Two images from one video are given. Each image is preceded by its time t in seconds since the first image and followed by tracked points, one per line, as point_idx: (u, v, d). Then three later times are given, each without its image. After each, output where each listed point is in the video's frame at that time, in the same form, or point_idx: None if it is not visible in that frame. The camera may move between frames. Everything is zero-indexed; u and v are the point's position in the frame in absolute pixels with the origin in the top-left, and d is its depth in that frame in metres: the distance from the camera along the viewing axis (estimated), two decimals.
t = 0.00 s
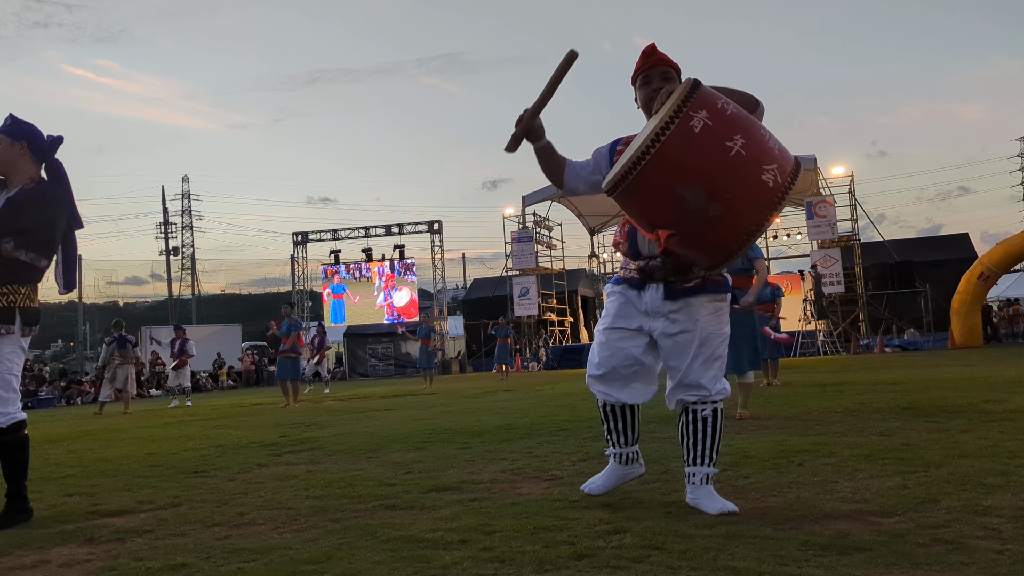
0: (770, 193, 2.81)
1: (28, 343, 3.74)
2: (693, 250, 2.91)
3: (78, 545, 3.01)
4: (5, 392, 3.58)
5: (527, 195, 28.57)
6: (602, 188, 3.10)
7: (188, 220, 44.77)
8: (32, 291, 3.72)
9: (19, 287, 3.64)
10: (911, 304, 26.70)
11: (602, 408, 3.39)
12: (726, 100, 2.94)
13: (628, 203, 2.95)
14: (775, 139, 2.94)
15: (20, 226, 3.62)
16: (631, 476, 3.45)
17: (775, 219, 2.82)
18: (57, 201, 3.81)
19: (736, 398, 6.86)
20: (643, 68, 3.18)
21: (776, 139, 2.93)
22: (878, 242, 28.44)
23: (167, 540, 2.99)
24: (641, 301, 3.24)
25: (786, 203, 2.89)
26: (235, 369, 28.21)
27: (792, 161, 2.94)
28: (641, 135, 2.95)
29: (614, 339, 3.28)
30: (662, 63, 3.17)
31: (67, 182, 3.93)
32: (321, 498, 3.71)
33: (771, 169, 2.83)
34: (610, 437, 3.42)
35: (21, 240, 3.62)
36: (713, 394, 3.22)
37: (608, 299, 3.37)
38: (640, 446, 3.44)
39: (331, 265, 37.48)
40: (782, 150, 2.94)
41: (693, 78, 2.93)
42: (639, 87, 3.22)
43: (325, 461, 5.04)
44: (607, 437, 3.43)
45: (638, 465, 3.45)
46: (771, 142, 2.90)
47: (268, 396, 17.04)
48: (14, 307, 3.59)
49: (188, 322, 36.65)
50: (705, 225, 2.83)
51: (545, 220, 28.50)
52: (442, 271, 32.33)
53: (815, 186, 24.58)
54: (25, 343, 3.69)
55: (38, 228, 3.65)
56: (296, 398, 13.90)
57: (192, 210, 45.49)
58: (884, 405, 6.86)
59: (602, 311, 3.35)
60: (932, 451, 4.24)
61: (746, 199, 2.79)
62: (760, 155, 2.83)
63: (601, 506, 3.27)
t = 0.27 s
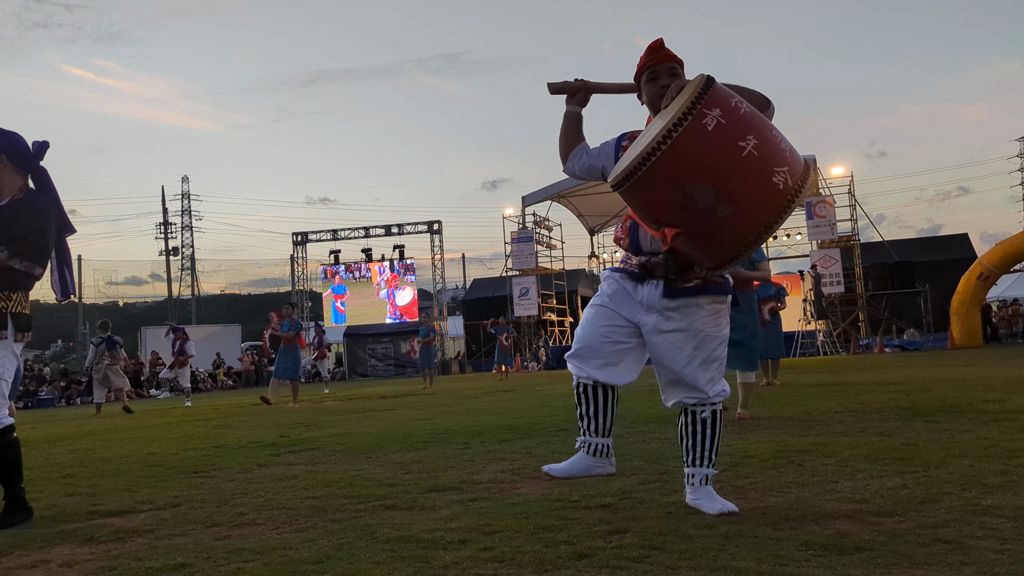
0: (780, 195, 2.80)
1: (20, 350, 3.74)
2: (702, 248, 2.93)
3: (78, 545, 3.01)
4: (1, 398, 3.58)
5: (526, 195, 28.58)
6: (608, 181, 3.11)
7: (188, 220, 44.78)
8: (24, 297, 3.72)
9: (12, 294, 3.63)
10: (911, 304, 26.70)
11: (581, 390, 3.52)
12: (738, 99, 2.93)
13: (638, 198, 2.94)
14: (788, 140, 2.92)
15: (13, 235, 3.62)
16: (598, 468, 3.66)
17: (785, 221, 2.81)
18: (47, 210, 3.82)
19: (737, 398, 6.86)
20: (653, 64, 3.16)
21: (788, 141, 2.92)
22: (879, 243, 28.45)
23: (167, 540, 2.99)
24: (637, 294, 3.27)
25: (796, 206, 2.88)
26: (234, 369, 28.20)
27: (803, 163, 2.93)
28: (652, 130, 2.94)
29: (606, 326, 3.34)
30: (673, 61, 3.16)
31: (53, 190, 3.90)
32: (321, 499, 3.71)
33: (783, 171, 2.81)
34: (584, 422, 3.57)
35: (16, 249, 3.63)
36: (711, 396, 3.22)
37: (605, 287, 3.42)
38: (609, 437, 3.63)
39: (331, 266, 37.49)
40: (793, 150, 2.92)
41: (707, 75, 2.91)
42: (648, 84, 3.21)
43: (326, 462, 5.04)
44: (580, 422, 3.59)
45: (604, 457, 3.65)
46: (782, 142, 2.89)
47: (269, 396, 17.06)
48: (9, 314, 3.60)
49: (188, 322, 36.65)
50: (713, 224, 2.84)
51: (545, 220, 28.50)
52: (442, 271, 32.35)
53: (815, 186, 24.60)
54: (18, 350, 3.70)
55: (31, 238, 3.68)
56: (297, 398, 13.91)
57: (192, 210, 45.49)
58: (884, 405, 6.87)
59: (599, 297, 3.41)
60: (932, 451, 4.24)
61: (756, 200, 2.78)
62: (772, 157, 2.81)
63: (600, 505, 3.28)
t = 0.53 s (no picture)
0: (779, 193, 2.81)
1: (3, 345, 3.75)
2: (703, 255, 2.91)
3: (78, 545, 3.01)
4: None
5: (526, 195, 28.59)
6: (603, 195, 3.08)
7: (188, 220, 44.81)
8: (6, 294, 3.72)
9: None
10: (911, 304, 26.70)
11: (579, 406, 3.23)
12: (729, 103, 2.95)
13: (636, 208, 2.93)
14: (780, 140, 2.94)
15: None
16: (596, 493, 3.21)
17: (785, 219, 2.82)
18: (33, 211, 3.81)
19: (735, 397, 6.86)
20: (643, 73, 3.17)
21: (781, 141, 2.94)
22: (878, 243, 28.46)
23: (167, 540, 2.99)
24: (635, 303, 3.20)
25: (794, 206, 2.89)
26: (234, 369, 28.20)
27: (798, 162, 2.94)
28: (644, 139, 2.94)
29: (605, 341, 3.20)
30: (662, 69, 3.16)
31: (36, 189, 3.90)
32: (321, 498, 3.72)
33: (779, 170, 2.83)
34: (579, 441, 3.23)
35: None
36: (711, 406, 3.20)
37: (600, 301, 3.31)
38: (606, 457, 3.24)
39: (331, 266, 37.50)
40: (787, 150, 2.95)
41: (695, 81, 2.93)
42: (639, 92, 3.21)
43: (326, 461, 5.04)
44: (575, 440, 3.23)
45: (604, 483, 3.21)
46: (775, 143, 2.91)
47: (269, 396, 17.06)
48: None
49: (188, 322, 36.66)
50: (715, 227, 2.82)
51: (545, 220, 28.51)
52: (442, 271, 32.37)
53: (815, 186, 24.61)
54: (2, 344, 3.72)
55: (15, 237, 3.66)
56: (296, 398, 13.90)
57: (192, 210, 45.51)
58: (884, 405, 6.87)
59: (596, 309, 3.28)
60: (932, 452, 4.24)
61: (754, 200, 2.78)
62: (766, 157, 2.83)
63: (600, 507, 3.27)
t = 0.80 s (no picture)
0: (758, 191, 2.85)
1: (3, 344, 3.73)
2: (687, 253, 2.92)
3: (78, 545, 3.01)
4: None
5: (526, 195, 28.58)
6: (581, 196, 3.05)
7: (188, 220, 44.80)
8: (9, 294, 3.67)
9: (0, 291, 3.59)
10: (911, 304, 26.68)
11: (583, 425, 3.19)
12: (705, 101, 2.97)
13: (619, 207, 2.91)
14: (756, 137, 2.99)
15: None
16: (603, 511, 3.13)
17: (765, 216, 2.86)
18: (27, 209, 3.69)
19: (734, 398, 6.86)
20: (622, 66, 3.14)
21: (757, 137, 2.98)
22: (879, 243, 28.45)
23: (167, 540, 2.99)
24: (616, 307, 3.16)
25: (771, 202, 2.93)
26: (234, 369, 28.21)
27: (772, 159, 2.99)
28: (625, 139, 2.93)
29: (594, 350, 3.14)
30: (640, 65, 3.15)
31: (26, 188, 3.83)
32: (321, 498, 3.71)
33: (758, 167, 2.86)
34: (584, 460, 3.18)
35: (5, 247, 3.55)
36: (700, 398, 3.21)
37: (579, 311, 3.25)
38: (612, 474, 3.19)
39: (331, 266, 37.51)
40: (761, 147, 2.99)
41: (673, 79, 2.94)
42: (614, 85, 3.17)
43: (326, 462, 5.04)
44: (581, 460, 3.19)
45: (610, 501, 3.14)
46: (752, 141, 2.95)
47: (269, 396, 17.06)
48: None
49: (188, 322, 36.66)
50: (698, 225, 2.84)
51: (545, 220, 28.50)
52: (442, 271, 32.36)
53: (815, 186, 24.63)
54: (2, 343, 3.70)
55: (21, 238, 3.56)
56: (296, 398, 13.88)
57: (193, 210, 45.52)
58: (884, 405, 6.87)
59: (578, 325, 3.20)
60: (932, 452, 4.24)
61: (737, 198, 2.81)
62: (746, 154, 2.86)
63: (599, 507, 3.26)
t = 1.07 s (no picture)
0: (755, 194, 2.83)
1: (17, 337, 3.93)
2: (683, 256, 2.87)
3: (78, 545, 3.01)
4: None
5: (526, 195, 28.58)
6: (580, 196, 3.03)
7: (188, 220, 44.82)
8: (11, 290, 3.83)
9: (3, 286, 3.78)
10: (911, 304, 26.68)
11: (580, 428, 3.21)
12: (703, 105, 2.98)
13: (618, 207, 2.88)
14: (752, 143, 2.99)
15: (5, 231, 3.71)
16: (603, 511, 3.13)
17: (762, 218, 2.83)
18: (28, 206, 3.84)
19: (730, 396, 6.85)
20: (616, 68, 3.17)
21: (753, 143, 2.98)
22: (878, 243, 28.46)
23: (167, 540, 2.99)
24: (607, 307, 3.16)
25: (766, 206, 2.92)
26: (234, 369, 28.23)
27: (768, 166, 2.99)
28: (623, 140, 2.91)
29: (587, 351, 3.15)
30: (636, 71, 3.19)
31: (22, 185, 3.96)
32: (321, 498, 3.71)
33: (755, 170, 2.85)
34: (583, 462, 3.19)
35: (11, 245, 3.72)
36: (698, 393, 3.22)
37: (571, 311, 3.26)
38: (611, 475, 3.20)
39: (331, 266, 37.51)
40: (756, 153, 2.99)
41: (672, 82, 2.95)
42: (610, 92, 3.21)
43: (326, 461, 5.04)
44: (579, 463, 3.19)
45: (610, 502, 3.14)
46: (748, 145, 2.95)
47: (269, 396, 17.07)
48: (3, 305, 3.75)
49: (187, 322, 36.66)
50: (698, 225, 2.79)
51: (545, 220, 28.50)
52: (442, 271, 32.37)
53: (815, 186, 24.63)
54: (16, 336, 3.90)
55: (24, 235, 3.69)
56: (295, 398, 13.89)
57: (192, 210, 45.61)
58: (884, 405, 6.87)
59: (570, 328, 3.20)
60: (932, 452, 4.24)
61: (736, 199, 2.78)
62: (744, 157, 2.85)
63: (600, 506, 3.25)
